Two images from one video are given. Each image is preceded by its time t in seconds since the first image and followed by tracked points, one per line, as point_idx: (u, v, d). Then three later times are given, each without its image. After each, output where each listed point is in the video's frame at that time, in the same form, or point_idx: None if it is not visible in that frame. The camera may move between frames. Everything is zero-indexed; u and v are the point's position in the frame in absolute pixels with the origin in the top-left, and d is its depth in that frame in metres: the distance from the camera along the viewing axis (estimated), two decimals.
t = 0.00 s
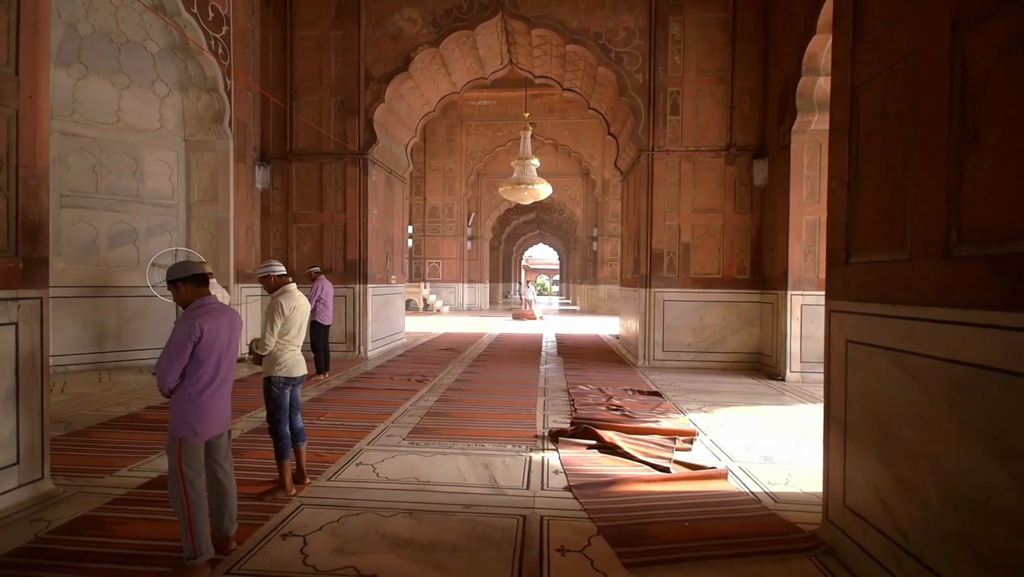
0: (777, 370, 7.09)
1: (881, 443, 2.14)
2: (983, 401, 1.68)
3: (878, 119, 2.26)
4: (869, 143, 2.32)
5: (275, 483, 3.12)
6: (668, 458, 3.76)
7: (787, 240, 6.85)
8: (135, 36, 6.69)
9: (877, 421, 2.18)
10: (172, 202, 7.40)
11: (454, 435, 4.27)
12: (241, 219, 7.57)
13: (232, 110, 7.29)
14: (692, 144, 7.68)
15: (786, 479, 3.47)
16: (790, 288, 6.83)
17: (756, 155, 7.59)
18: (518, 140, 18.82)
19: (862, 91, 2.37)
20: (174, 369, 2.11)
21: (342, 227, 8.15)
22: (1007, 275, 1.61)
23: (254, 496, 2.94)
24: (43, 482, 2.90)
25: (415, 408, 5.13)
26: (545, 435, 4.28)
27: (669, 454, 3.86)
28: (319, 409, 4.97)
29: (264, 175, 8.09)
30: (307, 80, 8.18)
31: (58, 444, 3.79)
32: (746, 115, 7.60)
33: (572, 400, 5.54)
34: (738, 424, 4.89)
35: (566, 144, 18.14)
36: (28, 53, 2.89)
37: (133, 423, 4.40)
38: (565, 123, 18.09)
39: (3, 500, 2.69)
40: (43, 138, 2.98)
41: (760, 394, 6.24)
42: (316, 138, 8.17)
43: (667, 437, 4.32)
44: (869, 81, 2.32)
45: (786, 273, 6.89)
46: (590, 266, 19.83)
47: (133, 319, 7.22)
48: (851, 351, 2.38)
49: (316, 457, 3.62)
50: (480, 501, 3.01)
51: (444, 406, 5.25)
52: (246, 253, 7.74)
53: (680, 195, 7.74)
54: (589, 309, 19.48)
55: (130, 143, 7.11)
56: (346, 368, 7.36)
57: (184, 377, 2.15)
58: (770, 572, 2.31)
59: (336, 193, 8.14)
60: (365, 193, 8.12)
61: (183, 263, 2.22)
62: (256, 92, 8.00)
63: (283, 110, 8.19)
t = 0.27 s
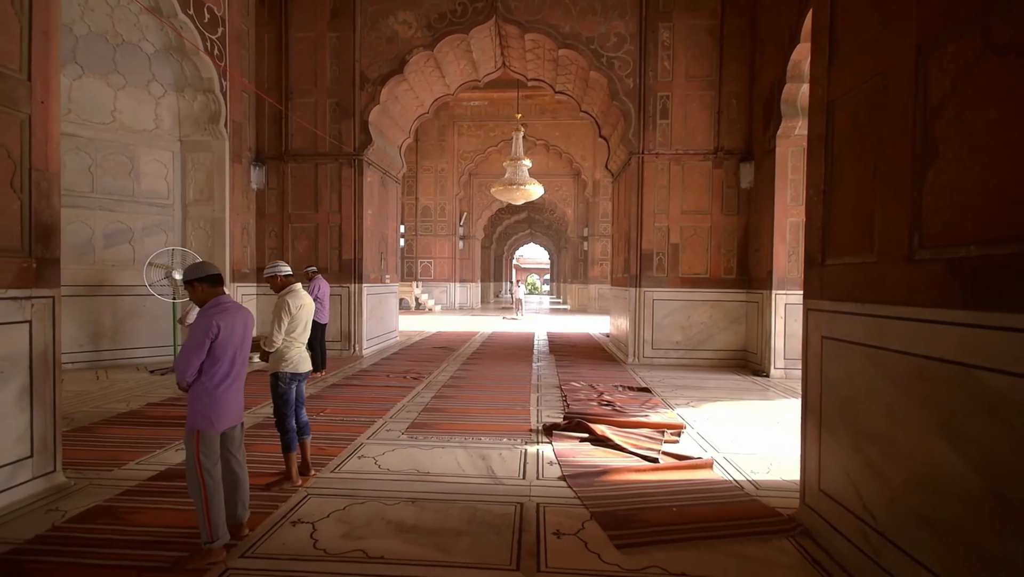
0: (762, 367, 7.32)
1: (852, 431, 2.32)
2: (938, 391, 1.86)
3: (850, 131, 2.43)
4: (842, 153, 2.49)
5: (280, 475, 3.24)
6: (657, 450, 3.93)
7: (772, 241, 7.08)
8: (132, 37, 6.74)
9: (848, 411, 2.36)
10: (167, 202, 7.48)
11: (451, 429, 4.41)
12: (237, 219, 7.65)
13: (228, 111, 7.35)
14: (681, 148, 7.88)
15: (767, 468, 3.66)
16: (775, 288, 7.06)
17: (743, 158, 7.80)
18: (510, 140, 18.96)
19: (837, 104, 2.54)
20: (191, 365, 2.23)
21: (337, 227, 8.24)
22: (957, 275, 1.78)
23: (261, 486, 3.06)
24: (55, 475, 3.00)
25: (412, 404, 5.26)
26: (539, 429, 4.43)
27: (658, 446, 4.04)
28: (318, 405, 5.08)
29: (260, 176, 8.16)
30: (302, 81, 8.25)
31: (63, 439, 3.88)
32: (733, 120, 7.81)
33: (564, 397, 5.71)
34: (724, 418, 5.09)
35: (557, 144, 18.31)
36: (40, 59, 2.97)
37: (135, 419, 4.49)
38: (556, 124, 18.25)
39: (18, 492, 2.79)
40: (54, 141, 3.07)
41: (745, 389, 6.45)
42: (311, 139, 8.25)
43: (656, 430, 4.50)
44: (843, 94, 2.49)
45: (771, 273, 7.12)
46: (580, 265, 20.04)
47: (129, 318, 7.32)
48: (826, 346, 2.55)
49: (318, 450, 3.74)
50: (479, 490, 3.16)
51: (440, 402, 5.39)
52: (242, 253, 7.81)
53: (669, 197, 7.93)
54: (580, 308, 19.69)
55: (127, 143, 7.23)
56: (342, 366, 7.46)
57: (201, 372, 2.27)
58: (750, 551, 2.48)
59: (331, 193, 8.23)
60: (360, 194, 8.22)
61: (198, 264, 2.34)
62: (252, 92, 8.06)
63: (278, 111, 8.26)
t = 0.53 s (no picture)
0: (748, 364, 7.54)
1: (826, 419, 2.50)
2: (900, 380, 2.03)
3: (825, 141, 2.61)
4: (818, 162, 2.67)
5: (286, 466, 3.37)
6: (647, 442, 4.11)
7: (758, 242, 7.30)
8: (129, 38, 6.79)
9: (822, 401, 2.54)
10: (163, 201, 7.54)
11: (448, 424, 4.55)
12: (233, 218, 7.71)
13: (224, 112, 7.42)
14: (671, 150, 8.08)
15: (751, 458, 3.85)
16: (760, 287, 7.28)
17: (730, 161, 8.02)
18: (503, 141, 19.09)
19: (813, 116, 2.72)
20: (208, 359, 2.36)
21: (332, 227, 8.34)
22: (916, 275, 1.96)
23: (269, 477, 3.19)
24: (67, 467, 3.09)
25: (410, 400, 5.39)
26: (534, 424, 4.59)
27: (648, 438, 4.22)
28: (317, 401, 5.19)
29: (255, 176, 8.23)
30: (298, 82, 8.33)
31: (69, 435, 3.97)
32: (721, 123, 8.03)
33: (558, 392, 5.87)
34: (711, 412, 5.29)
35: (549, 145, 18.48)
36: (54, 65, 3.08)
37: (137, 415, 4.58)
38: (548, 125, 18.42)
39: (33, 483, 2.88)
40: (66, 144, 3.17)
41: (732, 386, 6.66)
42: (307, 140, 8.33)
43: (646, 423, 4.68)
44: (819, 107, 2.67)
45: (757, 273, 7.34)
46: (572, 265, 20.24)
47: (125, 316, 7.37)
48: (803, 341, 2.73)
49: (321, 444, 3.86)
50: (478, 479, 3.31)
51: (436, 398, 5.52)
52: (238, 252, 7.88)
53: (659, 198, 8.13)
54: (572, 308, 19.89)
55: (124, 143, 7.32)
56: (339, 364, 7.56)
57: (217, 366, 2.39)
58: (732, 532, 2.66)
59: (326, 193, 8.32)
60: (356, 194, 8.32)
61: (214, 263, 2.47)
62: (247, 93, 8.13)
63: (274, 111, 8.33)
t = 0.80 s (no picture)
0: (733, 360, 7.80)
1: (799, 408, 2.70)
2: (862, 372, 2.24)
3: (798, 151, 2.82)
4: (793, 171, 2.87)
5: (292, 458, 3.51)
6: (635, 434, 4.31)
7: (742, 243, 7.54)
8: (124, 39, 6.85)
9: (796, 392, 2.74)
10: (159, 201, 7.60)
11: (445, 419, 4.71)
12: (229, 218, 7.80)
13: (219, 113, 7.50)
14: (659, 153, 8.30)
15: (734, 448, 4.06)
16: (745, 287, 7.53)
17: (716, 164, 8.26)
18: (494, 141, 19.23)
19: (789, 128, 2.93)
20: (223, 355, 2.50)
21: (327, 227, 8.44)
22: (876, 276, 2.16)
23: (276, 468, 3.34)
24: (79, 460, 3.21)
25: (406, 396, 5.54)
26: (527, 418, 4.77)
27: (636, 431, 4.41)
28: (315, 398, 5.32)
29: (250, 176, 8.31)
30: (292, 83, 8.41)
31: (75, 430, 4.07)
32: (707, 128, 8.26)
33: (550, 389, 6.05)
34: (697, 406, 5.51)
35: (540, 146, 18.66)
36: (65, 72, 3.19)
37: (140, 412, 4.69)
38: (539, 125, 18.59)
39: (48, 475, 3.00)
40: (77, 148, 3.28)
41: (717, 382, 6.90)
42: (302, 140, 8.42)
43: (635, 417, 4.88)
44: (794, 121, 2.88)
45: (741, 273, 7.58)
46: (562, 264, 20.46)
47: (120, 315, 7.42)
48: (779, 337, 2.94)
49: (323, 438, 4.01)
50: (475, 469, 3.48)
51: (432, 395, 5.68)
52: (233, 252, 7.96)
53: (648, 200, 8.35)
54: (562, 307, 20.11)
55: (120, 143, 7.38)
56: (334, 362, 7.67)
57: (231, 362, 2.53)
58: (713, 514, 2.86)
59: (321, 193, 8.42)
60: (350, 195, 8.43)
61: (228, 265, 2.62)
62: (242, 94, 8.20)
63: (269, 112, 8.42)
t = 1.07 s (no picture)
0: (720, 358, 8.03)
1: (776, 400, 2.90)
2: (831, 365, 2.42)
3: (775, 160, 3.00)
4: (770, 178, 3.06)
5: (295, 452, 3.65)
6: (624, 427, 4.50)
7: (729, 244, 7.76)
8: (120, 41, 6.91)
9: (773, 385, 2.93)
10: (155, 202, 7.66)
11: (441, 415, 4.86)
12: (224, 219, 7.88)
13: (215, 114, 7.58)
14: (648, 156, 8.50)
15: (718, 440, 4.25)
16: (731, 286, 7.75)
17: (704, 167, 8.48)
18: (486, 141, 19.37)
19: (767, 138, 3.11)
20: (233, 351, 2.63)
21: (322, 227, 8.55)
22: (843, 277, 2.35)
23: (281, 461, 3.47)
24: (89, 454, 3.32)
25: (402, 393, 5.67)
26: (521, 413, 4.93)
27: (626, 425, 4.59)
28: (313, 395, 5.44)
29: (245, 177, 8.40)
30: (287, 85, 8.50)
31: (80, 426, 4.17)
32: (695, 131, 8.47)
33: (542, 385, 6.22)
34: (684, 401, 5.71)
35: (531, 146, 18.83)
36: (74, 79, 3.29)
37: (141, 409, 4.79)
38: (531, 126, 18.76)
39: (60, 468, 3.12)
40: (85, 152, 3.39)
41: (705, 378, 7.11)
42: (297, 142, 8.52)
43: (624, 412, 5.06)
44: (771, 131, 3.06)
45: (728, 273, 7.81)
46: (554, 264, 20.66)
47: (117, 315, 7.48)
48: (758, 334, 3.13)
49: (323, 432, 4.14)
50: (472, 461, 3.64)
51: (428, 392, 5.82)
52: (229, 252, 8.04)
53: (638, 201, 8.55)
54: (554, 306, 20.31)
55: (114, 143, 7.39)
56: (330, 361, 7.79)
57: (240, 358, 2.67)
58: (696, 499, 3.06)
59: (316, 194, 8.52)
60: (345, 196, 8.54)
61: (237, 266, 2.76)
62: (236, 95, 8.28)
63: (264, 114, 8.50)
